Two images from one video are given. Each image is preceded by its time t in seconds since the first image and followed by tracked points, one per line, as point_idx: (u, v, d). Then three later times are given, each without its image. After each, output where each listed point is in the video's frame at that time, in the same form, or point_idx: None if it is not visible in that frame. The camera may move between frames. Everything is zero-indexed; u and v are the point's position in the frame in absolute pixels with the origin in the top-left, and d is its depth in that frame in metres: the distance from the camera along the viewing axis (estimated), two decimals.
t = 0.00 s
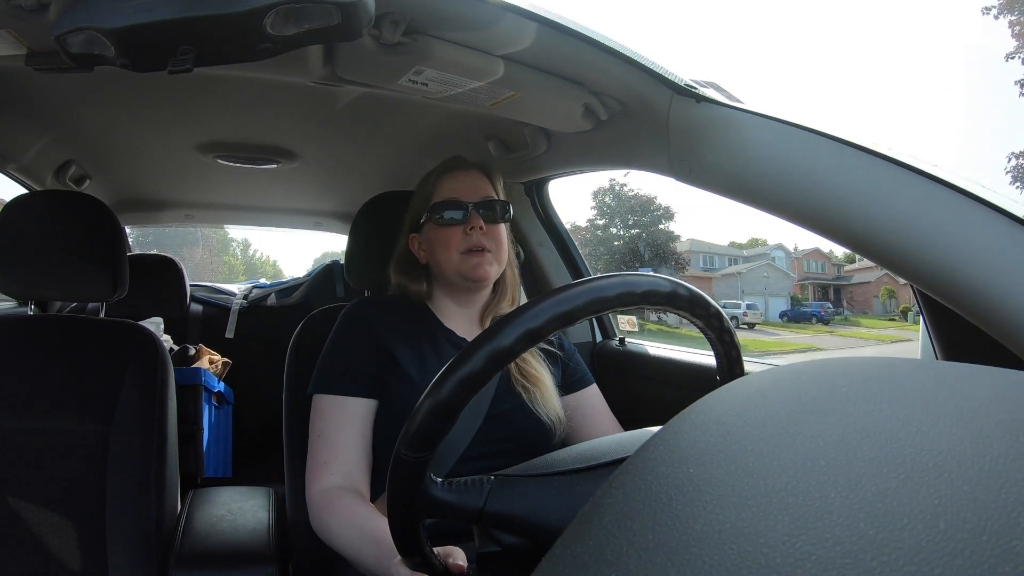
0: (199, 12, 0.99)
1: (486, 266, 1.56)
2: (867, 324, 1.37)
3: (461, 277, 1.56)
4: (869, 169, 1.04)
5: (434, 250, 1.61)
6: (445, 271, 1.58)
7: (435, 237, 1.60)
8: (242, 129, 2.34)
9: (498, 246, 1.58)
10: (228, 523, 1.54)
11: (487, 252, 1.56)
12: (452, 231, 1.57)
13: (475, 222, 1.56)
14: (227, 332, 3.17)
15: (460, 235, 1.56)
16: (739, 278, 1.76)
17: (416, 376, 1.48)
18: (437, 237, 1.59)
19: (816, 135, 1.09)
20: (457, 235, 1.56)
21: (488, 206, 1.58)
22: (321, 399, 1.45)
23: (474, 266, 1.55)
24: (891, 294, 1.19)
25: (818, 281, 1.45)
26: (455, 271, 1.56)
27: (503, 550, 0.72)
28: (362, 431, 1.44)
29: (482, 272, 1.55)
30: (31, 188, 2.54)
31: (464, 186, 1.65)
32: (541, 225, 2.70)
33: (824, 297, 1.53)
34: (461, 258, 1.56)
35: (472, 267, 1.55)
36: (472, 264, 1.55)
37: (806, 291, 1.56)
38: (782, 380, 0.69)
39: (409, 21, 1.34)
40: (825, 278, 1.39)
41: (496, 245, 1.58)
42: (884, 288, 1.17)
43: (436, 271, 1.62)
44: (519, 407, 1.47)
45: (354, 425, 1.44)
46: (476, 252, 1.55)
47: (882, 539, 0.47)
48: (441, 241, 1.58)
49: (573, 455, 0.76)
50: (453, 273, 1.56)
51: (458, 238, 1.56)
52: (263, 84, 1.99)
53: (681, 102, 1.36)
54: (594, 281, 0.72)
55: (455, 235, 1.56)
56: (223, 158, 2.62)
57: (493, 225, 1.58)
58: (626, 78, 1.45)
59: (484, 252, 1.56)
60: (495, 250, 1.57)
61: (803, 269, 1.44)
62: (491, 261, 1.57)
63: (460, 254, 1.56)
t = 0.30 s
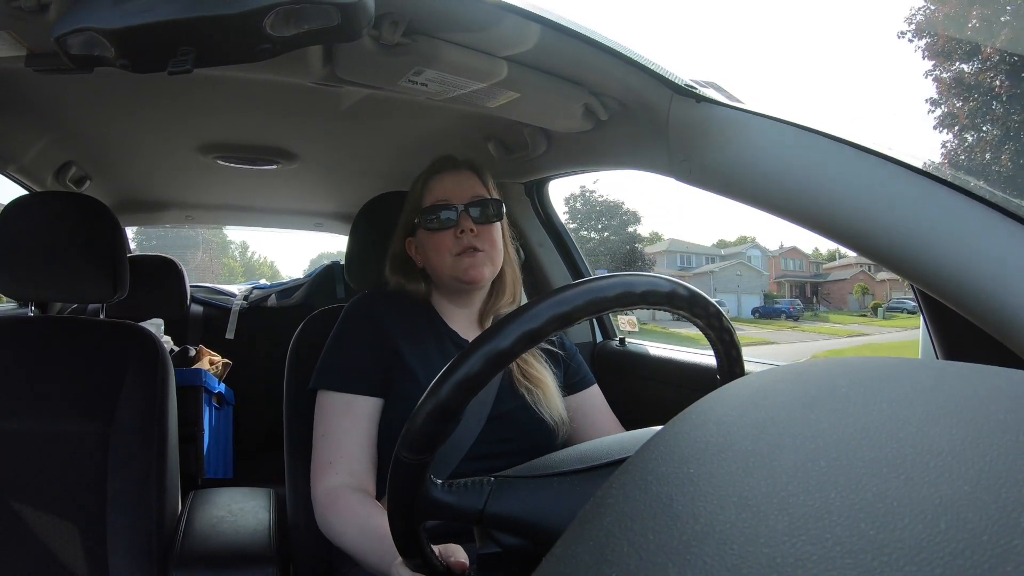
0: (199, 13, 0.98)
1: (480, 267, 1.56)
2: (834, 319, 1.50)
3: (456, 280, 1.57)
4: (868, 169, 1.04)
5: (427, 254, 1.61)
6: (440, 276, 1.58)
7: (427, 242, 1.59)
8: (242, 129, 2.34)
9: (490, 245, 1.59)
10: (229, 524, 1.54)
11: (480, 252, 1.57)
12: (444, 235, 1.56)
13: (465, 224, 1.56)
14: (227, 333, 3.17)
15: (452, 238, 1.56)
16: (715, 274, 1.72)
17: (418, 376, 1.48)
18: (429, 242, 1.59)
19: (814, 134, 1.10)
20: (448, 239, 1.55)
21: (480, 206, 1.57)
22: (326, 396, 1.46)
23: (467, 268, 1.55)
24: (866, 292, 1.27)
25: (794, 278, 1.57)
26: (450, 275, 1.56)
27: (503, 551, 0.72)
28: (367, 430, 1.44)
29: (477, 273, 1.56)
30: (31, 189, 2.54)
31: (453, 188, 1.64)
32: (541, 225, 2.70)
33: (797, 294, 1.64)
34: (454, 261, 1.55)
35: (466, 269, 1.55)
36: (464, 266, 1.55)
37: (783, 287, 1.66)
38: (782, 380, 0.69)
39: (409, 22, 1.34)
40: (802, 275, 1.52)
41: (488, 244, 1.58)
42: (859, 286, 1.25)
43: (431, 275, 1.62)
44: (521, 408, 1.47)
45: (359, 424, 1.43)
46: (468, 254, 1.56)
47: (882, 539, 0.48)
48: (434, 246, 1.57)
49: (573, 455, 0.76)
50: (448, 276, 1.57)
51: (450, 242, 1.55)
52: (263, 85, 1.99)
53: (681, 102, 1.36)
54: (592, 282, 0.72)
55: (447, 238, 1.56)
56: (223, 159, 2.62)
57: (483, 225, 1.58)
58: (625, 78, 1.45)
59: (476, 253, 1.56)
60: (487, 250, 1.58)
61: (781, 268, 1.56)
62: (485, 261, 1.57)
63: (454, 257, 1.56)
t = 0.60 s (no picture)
0: (199, 12, 0.98)
1: (476, 266, 1.56)
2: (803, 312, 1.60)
3: (453, 282, 1.57)
4: (868, 167, 1.04)
5: (422, 259, 1.61)
6: (437, 279, 1.58)
7: (421, 247, 1.60)
8: (242, 128, 2.33)
9: (484, 244, 1.58)
10: (229, 523, 1.54)
11: (474, 252, 1.56)
12: (436, 239, 1.56)
13: (457, 225, 1.56)
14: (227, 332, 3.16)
15: (446, 240, 1.56)
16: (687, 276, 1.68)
17: (418, 374, 1.48)
18: (422, 247, 1.59)
19: (814, 132, 1.10)
20: (442, 242, 1.56)
21: (471, 207, 1.58)
22: (326, 396, 1.45)
23: (464, 269, 1.55)
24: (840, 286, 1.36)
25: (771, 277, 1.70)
26: (447, 277, 1.56)
27: (504, 549, 0.73)
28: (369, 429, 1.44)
29: (473, 273, 1.56)
30: (31, 189, 2.54)
31: (445, 190, 1.64)
32: (541, 223, 2.70)
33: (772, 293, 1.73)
34: (449, 263, 1.55)
35: (462, 270, 1.55)
36: (461, 267, 1.55)
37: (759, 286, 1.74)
38: (782, 378, 0.69)
39: (408, 20, 1.34)
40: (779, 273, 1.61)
41: (483, 243, 1.58)
42: (834, 281, 1.34)
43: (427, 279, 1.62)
44: (521, 406, 1.47)
45: (359, 423, 1.43)
46: (463, 255, 1.55)
47: (883, 537, 0.48)
48: (428, 250, 1.58)
49: (573, 453, 0.76)
50: (444, 279, 1.57)
51: (443, 244, 1.56)
52: (263, 84, 1.99)
53: (681, 100, 1.36)
54: (589, 281, 0.72)
55: (440, 241, 1.56)
56: (223, 158, 2.62)
57: (477, 225, 1.58)
58: (625, 78, 1.45)
59: (471, 253, 1.56)
60: (481, 249, 1.58)
61: (758, 265, 1.65)
62: (480, 260, 1.57)
63: (448, 260, 1.56)
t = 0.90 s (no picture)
0: (198, 11, 0.98)
1: (487, 268, 1.55)
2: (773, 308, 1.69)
3: (462, 280, 1.56)
4: (867, 165, 1.04)
5: (433, 254, 1.60)
6: (444, 276, 1.58)
7: (434, 241, 1.59)
8: (242, 128, 2.33)
9: (498, 246, 1.58)
10: (229, 523, 1.54)
11: (487, 253, 1.55)
12: (451, 235, 1.55)
13: (474, 225, 1.55)
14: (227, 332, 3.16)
15: (460, 239, 1.55)
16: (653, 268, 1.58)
17: (418, 373, 1.48)
18: (436, 242, 1.58)
19: (818, 131, 1.10)
20: (456, 239, 1.55)
21: (487, 207, 1.57)
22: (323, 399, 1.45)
23: (475, 269, 1.54)
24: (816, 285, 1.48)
25: (749, 275, 1.76)
26: (456, 275, 1.55)
27: (504, 548, 0.73)
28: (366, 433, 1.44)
29: (483, 274, 1.55)
30: (31, 189, 2.54)
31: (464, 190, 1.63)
32: (541, 222, 2.70)
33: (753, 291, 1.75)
34: (461, 262, 1.55)
35: (472, 270, 1.54)
36: (472, 267, 1.54)
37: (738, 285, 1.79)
38: (785, 376, 0.69)
39: (407, 19, 1.34)
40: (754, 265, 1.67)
41: (496, 245, 1.57)
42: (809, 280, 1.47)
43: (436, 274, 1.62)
44: (521, 405, 1.47)
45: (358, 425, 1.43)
46: (475, 255, 1.55)
47: (883, 535, 0.48)
48: (440, 246, 1.57)
49: (572, 452, 0.76)
50: (453, 277, 1.56)
51: (457, 242, 1.55)
52: (262, 83, 1.99)
53: (681, 100, 1.37)
54: (590, 280, 0.72)
55: (454, 239, 1.55)
56: (223, 158, 2.62)
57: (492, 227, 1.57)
58: (625, 77, 1.45)
59: (484, 254, 1.55)
60: (494, 251, 1.57)
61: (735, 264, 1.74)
62: (492, 262, 1.56)
63: (460, 258, 1.55)
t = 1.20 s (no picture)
0: (198, 11, 0.98)
1: (487, 273, 1.55)
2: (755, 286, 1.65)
3: (461, 283, 1.56)
4: (865, 166, 1.05)
5: (433, 254, 1.60)
6: (443, 276, 1.57)
7: (435, 243, 1.58)
8: (242, 129, 2.33)
9: (499, 251, 1.58)
10: (229, 523, 1.54)
11: (489, 258, 1.56)
12: (453, 238, 1.55)
13: (477, 228, 1.55)
14: (227, 332, 3.16)
15: (463, 242, 1.55)
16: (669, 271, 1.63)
17: (417, 374, 1.48)
18: (437, 243, 1.58)
19: (819, 132, 1.09)
20: (458, 242, 1.55)
21: (491, 212, 1.57)
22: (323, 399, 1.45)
23: (475, 271, 1.54)
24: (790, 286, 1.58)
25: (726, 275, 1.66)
26: (456, 278, 1.55)
27: (503, 550, 0.73)
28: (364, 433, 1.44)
29: (483, 278, 1.55)
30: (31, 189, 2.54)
31: (469, 193, 1.63)
32: (540, 223, 2.70)
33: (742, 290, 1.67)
34: (462, 265, 1.55)
35: (472, 274, 1.54)
36: (471, 270, 1.54)
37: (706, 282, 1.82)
38: (783, 376, 0.69)
39: (408, 20, 1.34)
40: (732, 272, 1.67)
41: (497, 251, 1.57)
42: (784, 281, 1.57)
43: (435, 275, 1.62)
44: (520, 406, 1.47)
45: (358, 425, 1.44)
46: (476, 259, 1.55)
47: (882, 535, 0.48)
48: (442, 248, 1.57)
49: (570, 453, 0.77)
50: (453, 279, 1.56)
51: (458, 245, 1.55)
52: (262, 84, 1.99)
53: (681, 101, 1.37)
54: (587, 281, 0.72)
55: (456, 242, 1.55)
56: (223, 158, 2.62)
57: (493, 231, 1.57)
58: (623, 77, 1.45)
59: (485, 259, 1.55)
60: (495, 256, 1.57)
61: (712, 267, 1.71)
62: (493, 268, 1.56)
63: (462, 261, 1.55)
